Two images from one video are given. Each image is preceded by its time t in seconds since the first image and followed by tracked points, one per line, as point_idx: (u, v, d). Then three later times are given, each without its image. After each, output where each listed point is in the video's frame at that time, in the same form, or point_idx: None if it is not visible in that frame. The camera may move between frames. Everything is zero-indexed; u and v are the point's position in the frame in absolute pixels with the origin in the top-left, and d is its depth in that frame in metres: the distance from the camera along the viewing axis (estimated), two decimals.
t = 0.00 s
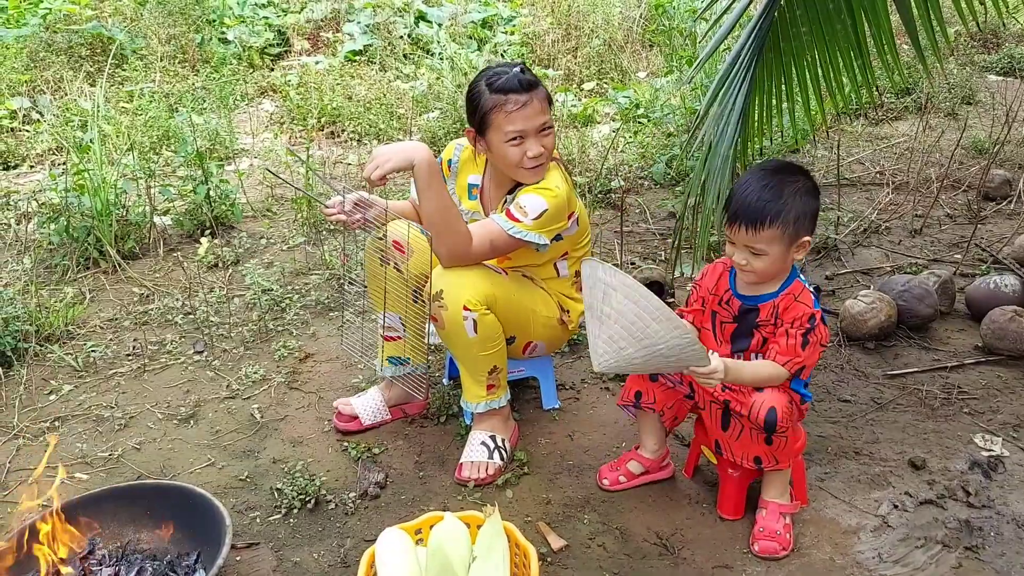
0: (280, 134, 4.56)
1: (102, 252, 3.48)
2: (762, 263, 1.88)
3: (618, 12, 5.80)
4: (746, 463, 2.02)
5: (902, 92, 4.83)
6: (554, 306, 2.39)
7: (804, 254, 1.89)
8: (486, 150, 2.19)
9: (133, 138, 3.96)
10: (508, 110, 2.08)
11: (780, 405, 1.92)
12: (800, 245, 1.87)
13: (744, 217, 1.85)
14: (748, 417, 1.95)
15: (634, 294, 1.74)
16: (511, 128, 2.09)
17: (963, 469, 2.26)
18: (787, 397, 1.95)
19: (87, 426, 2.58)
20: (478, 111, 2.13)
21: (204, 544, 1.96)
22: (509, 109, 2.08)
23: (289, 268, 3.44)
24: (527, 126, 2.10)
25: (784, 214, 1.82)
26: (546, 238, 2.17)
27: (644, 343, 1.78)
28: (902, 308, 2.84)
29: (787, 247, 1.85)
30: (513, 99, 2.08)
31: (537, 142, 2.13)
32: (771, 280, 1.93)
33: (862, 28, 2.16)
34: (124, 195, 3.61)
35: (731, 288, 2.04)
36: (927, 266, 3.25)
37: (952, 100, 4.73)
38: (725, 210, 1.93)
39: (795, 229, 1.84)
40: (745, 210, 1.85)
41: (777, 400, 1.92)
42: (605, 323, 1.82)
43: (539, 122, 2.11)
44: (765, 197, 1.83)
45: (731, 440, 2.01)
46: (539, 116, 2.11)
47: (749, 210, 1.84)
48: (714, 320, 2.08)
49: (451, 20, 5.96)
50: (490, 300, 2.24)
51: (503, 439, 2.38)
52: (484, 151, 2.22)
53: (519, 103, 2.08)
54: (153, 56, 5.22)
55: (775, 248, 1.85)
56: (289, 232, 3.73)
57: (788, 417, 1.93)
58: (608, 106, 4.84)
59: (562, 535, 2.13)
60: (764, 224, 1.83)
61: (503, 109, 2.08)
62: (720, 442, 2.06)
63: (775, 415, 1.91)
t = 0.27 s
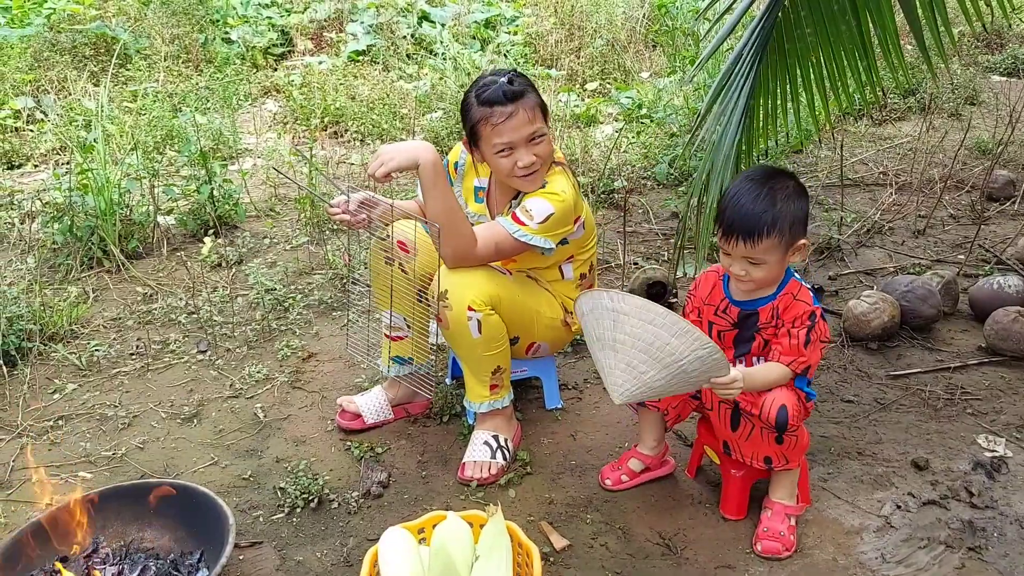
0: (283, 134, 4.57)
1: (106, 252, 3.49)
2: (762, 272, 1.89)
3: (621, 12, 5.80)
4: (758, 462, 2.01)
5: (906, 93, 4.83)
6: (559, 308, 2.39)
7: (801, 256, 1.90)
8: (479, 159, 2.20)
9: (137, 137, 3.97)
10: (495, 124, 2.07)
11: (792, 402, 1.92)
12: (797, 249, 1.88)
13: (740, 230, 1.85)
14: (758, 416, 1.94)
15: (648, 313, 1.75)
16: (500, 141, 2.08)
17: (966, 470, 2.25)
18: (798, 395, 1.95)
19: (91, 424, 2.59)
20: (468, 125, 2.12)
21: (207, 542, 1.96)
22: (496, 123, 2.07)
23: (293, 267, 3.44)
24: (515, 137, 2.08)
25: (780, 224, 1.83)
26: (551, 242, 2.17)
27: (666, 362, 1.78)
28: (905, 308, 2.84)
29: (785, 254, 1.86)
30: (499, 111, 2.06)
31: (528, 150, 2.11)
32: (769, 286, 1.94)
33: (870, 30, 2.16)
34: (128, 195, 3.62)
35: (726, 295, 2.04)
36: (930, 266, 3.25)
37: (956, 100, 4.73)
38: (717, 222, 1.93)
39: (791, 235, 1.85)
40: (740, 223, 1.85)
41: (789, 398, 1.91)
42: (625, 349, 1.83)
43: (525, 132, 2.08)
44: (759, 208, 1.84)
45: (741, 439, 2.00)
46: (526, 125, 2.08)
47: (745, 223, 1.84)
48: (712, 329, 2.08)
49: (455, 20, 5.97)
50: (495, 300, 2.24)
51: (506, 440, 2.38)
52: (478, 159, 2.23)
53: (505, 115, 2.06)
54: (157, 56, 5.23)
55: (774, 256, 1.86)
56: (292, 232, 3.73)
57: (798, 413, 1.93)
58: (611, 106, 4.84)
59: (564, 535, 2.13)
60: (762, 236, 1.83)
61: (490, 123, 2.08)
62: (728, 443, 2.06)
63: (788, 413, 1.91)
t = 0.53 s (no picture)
0: (316, 135, 4.63)
1: (143, 249, 3.56)
2: (796, 274, 1.88)
3: (653, 12, 5.79)
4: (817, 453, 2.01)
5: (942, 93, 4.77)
6: (594, 304, 2.40)
7: (832, 256, 1.90)
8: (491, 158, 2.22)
9: (174, 137, 4.04)
10: (486, 133, 2.06)
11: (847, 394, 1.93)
12: (828, 249, 1.88)
13: (771, 232, 1.85)
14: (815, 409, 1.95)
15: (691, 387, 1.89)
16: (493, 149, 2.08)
17: (1001, 475, 2.22)
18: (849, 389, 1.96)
19: (129, 418, 2.65)
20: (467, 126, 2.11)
21: (241, 536, 2.01)
22: (489, 134, 2.06)
23: (326, 266, 3.49)
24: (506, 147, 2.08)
25: (811, 224, 1.83)
26: (586, 233, 2.18)
27: (706, 437, 1.89)
28: (940, 311, 2.81)
29: (817, 254, 1.86)
30: (496, 121, 2.04)
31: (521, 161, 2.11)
32: (802, 286, 1.94)
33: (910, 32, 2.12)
34: (165, 193, 3.69)
35: (763, 300, 2.05)
36: (966, 269, 3.21)
37: (994, 101, 4.66)
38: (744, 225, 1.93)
39: (822, 235, 1.85)
40: (771, 225, 1.85)
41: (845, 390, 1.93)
42: (666, 428, 1.93)
43: (516, 145, 2.07)
44: (790, 209, 1.84)
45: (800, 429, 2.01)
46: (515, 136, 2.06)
47: (776, 224, 1.84)
48: (751, 333, 2.09)
49: (486, 21, 5.99)
50: (543, 301, 2.27)
51: (534, 439, 2.40)
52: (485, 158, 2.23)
53: (499, 127, 2.04)
54: (194, 57, 5.31)
55: (807, 256, 1.85)
56: (325, 231, 3.78)
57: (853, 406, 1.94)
58: (642, 106, 4.84)
59: (594, 534, 2.14)
60: (794, 237, 1.83)
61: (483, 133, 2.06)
62: (786, 435, 2.04)
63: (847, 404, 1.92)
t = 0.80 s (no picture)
0: (319, 134, 4.64)
1: (146, 247, 3.56)
2: (799, 272, 1.88)
3: (656, 11, 5.79)
4: (821, 451, 2.01)
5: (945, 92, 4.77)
6: (597, 301, 2.41)
7: (836, 256, 1.90)
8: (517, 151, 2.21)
9: (177, 135, 4.05)
10: (551, 113, 2.08)
11: (852, 391, 1.94)
12: (833, 248, 1.88)
13: (778, 229, 1.85)
14: (821, 407, 1.95)
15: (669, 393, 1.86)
16: (549, 131, 2.10)
17: (1004, 474, 2.22)
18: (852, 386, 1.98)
19: (132, 415, 2.65)
20: (518, 107, 2.13)
21: (245, 532, 2.00)
22: (551, 113, 2.08)
23: (328, 264, 3.49)
24: (564, 131, 2.10)
25: (818, 222, 1.84)
26: (589, 230, 2.19)
27: (680, 440, 1.91)
28: (943, 310, 2.81)
29: (823, 252, 1.86)
30: (560, 101, 2.08)
31: (571, 149, 2.14)
32: (805, 285, 1.94)
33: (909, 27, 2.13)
34: (168, 191, 3.70)
35: (767, 298, 2.05)
36: (969, 268, 3.21)
37: (997, 101, 4.66)
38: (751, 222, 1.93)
39: (828, 234, 1.85)
40: (777, 222, 1.84)
41: (850, 387, 1.94)
42: (640, 428, 1.93)
43: (575, 130, 2.12)
44: (796, 207, 1.84)
45: (804, 428, 2.01)
46: (576, 122, 2.12)
47: (783, 221, 1.84)
48: (755, 330, 2.10)
49: (489, 20, 6.00)
50: (545, 297, 2.26)
51: (536, 437, 2.40)
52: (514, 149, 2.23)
53: (562, 108, 2.08)
54: (197, 55, 5.32)
55: (812, 254, 1.85)
56: (328, 229, 3.78)
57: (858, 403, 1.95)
58: (645, 105, 4.84)
59: (596, 531, 2.14)
60: (800, 234, 1.83)
61: (545, 111, 2.08)
62: (791, 433, 2.04)
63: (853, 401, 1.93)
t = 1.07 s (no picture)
0: (322, 134, 4.65)
1: (150, 248, 3.57)
2: (808, 275, 1.88)
3: (659, 12, 5.79)
4: (824, 452, 2.01)
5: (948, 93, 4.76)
6: (602, 301, 2.42)
7: (844, 260, 1.91)
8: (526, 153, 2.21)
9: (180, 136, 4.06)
10: (561, 119, 2.08)
11: (855, 391, 1.94)
12: (840, 253, 1.89)
13: (788, 232, 1.85)
14: (822, 408, 1.94)
15: (666, 422, 1.87)
16: (558, 137, 2.10)
17: (1006, 475, 2.22)
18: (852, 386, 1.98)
19: (136, 416, 2.66)
20: (529, 111, 2.12)
21: (247, 533, 2.00)
22: (562, 119, 2.08)
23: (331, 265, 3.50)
24: (573, 138, 2.11)
25: (828, 227, 1.84)
26: (595, 233, 2.20)
27: (681, 460, 1.94)
28: (945, 311, 2.81)
29: (831, 257, 1.87)
30: (571, 108, 2.08)
31: (579, 155, 2.14)
32: (812, 289, 1.94)
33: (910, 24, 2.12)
34: (171, 192, 3.71)
35: (773, 301, 2.05)
36: (972, 269, 3.20)
37: (1000, 101, 4.65)
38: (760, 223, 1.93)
39: (837, 238, 1.86)
40: (787, 225, 1.85)
41: (852, 387, 1.94)
42: (640, 455, 1.95)
43: (584, 137, 2.12)
44: (806, 210, 1.84)
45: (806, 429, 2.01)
46: (586, 130, 2.12)
47: (794, 224, 1.84)
48: (760, 334, 2.10)
49: (492, 20, 6.01)
50: (552, 298, 2.26)
51: (539, 438, 2.40)
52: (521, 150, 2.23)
53: (573, 114, 2.08)
54: (200, 56, 5.33)
55: (820, 258, 1.86)
56: (331, 230, 3.79)
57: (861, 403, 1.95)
58: (648, 106, 4.84)
59: (598, 532, 2.15)
60: (810, 238, 1.84)
61: (556, 117, 2.08)
62: (792, 434, 2.04)
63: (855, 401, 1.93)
